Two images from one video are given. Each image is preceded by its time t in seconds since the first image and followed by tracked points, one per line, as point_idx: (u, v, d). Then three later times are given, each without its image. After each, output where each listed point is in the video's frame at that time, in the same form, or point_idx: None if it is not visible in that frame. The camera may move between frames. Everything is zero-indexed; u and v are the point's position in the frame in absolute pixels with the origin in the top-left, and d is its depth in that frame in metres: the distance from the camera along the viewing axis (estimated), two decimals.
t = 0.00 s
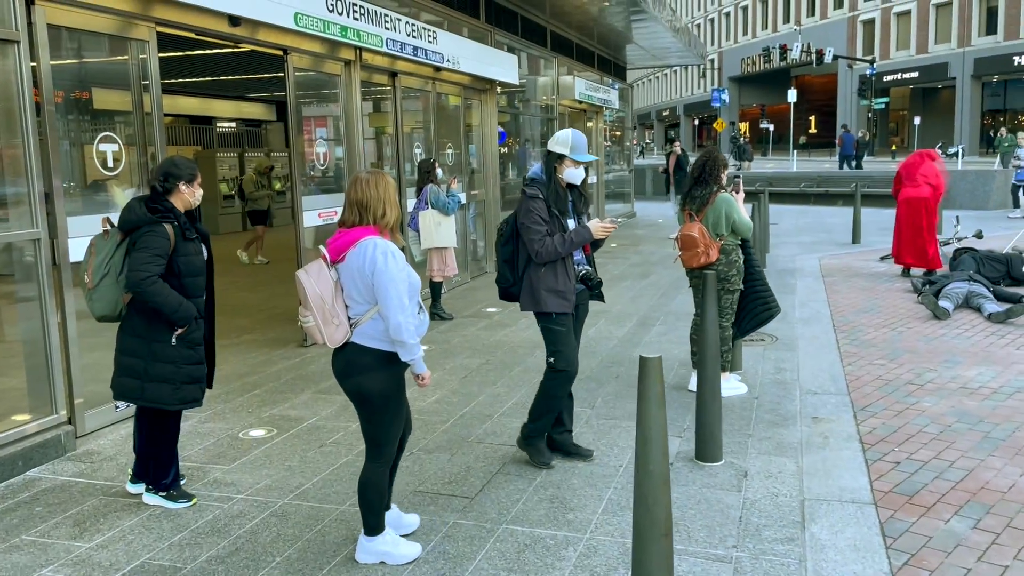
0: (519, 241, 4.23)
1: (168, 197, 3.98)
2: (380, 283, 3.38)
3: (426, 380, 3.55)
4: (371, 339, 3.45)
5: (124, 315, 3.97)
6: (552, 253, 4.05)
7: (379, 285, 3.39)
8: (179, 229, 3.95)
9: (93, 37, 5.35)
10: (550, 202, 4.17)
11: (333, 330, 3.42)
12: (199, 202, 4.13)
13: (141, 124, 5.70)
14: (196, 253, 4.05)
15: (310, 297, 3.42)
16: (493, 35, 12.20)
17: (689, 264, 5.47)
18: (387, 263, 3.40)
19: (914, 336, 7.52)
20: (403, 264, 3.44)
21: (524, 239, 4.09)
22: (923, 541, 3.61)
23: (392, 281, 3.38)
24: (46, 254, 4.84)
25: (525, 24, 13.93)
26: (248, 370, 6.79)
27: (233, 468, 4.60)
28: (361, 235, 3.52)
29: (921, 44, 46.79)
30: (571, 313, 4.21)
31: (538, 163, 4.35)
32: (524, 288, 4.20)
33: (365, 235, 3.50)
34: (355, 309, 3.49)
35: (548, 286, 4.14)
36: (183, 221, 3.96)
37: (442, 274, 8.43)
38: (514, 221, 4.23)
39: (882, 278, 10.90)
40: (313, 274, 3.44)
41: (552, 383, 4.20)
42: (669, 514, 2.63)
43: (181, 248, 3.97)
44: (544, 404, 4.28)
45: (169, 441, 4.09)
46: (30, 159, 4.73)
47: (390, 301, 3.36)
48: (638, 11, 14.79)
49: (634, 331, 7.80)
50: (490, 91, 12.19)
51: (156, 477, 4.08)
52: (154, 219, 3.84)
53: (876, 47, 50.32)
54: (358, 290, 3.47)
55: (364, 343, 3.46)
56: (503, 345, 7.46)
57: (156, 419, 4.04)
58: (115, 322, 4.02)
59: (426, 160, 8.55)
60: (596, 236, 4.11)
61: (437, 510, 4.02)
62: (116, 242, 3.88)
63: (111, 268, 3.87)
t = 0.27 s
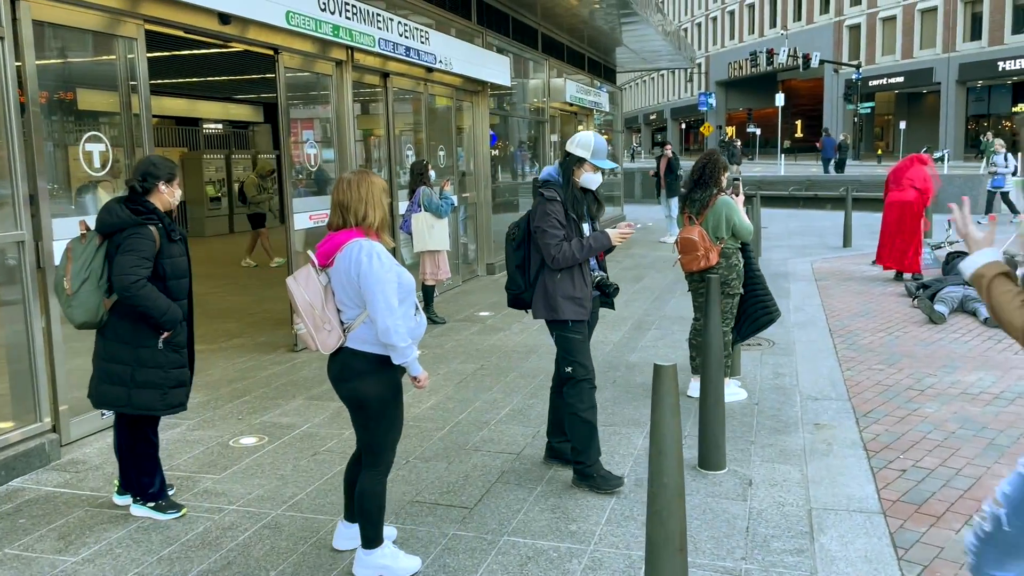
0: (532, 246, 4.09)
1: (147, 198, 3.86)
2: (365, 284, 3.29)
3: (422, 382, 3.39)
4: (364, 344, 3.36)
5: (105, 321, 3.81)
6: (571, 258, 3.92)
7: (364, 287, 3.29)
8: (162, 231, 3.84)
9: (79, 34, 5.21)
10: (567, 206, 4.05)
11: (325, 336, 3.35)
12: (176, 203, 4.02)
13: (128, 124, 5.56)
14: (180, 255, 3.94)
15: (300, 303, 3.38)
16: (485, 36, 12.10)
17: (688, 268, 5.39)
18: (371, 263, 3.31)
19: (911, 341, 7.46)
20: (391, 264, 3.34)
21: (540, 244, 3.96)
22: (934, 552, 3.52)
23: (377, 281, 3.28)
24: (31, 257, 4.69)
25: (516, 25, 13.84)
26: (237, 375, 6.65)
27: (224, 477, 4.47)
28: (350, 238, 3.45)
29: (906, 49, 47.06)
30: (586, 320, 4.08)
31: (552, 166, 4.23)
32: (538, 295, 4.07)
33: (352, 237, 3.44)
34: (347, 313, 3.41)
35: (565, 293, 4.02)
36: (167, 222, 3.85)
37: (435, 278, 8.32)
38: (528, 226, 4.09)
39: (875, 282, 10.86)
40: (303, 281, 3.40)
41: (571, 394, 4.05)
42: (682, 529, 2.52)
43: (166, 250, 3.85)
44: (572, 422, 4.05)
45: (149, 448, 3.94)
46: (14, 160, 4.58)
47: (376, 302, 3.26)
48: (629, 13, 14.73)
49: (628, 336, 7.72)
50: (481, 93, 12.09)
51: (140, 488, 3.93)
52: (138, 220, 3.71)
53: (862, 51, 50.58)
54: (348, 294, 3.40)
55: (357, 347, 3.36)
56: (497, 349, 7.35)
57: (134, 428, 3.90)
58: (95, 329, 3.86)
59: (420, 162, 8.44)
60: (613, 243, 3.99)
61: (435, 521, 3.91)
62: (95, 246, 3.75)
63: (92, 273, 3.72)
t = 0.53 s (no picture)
0: (549, 253, 3.93)
1: (123, 199, 3.71)
2: (348, 290, 3.16)
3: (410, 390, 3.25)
4: (350, 351, 3.24)
5: (81, 328, 3.67)
6: (591, 265, 3.77)
7: (348, 293, 3.17)
8: (139, 234, 3.69)
9: (60, 32, 5.03)
10: (585, 210, 3.90)
11: (312, 342, 3.26)
12: (153, 205, 3.86)
13: (110, 125, 5.39)
14: (159, 259, 3.78)
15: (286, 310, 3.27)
16: (474, 36, 11.96)
17: (687, 272, 5.30)
18: (355, 268, 3.18)
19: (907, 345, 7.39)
20: (375, 269, 3.21)
21: (559, 250, 3.80)
22: (948, 566, 3.42)
23: (360, 288, 3.15)
24: (9, 262, 4.51)
25: (505, 26, 13.73)
26: (224, 382, 6.48)
27: (212, 489, 4.31)
28: (336, 242, 3.33)
29: (890, 51, 47.30)
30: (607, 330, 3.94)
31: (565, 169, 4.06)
32: (556, 304, 3.91)
33: (337, 241, 3.31)
34: (333, 319, 3.29)
35: (585, 301, 3.87)
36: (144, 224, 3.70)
37: (426, 281, 8.18)
38: (544, 231, 3.93)
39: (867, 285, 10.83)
40: (288, 287, 3.29)
41: (584, 408, 3.92)
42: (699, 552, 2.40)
43: (143, 253, 3.70)
44: (584, 436, 3.92)
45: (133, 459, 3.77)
46: None
47: (358, 309, 3.14)
48: (618, 14, 14.64)
49: (623, 341, 7.61)
50: (470, 94, 11.96)
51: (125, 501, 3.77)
52: (113, 222, 3.57)
53: (847, 54, 50.80)
54: (333, 299, 3.28)
55: (344, 354, 3.25)
56: (490, 354, 7.23)
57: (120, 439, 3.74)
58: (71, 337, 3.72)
59: (410, 164, 8.32)
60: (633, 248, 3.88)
61: (432, 536, 3.77)
62: (69, 249, 3.61)
63: (66, 277, 3.58)
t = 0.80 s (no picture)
0: (557, 258, 3.81)
1: (97, 204, 3.58)
2: (329, 296, 3.02)
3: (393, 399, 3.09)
4: (334, 358, 3.11)
5: (56, 340, 3.52)
6: (602, 271, 3.67)
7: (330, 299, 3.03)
8: (118, 239, 3.56)
9: (38, 31, 4.88)
10: (596, 215, 3.79)
11: (296, 349, 3.13)
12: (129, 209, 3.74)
13: (90, 127, 5.25)
14: (138, 265, 3.66)
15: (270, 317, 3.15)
16: (457, 38, 11.87)
17: (678, 275, 5.27)
18: (336, 273, 3.04)
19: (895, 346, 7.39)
20: (359, 274, 3.06)
21: (570, 255, 3.68)
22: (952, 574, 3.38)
23: (342, 295, 3.01)
24: None
25: (488, 27, 13.65)
26: (208, 389, 6.35)
27: (199, 501, 4.19)
28: (321, 246, 3.19)
29: (867, 54, 47.71)
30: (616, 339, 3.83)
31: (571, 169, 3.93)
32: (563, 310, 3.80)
33: (322, 245, 3.17)
34: (319, 325, 3.17)
35: (594, 308, 3.76)
36: (122, 230, 3.58)
37: (412, 284, 8.08)
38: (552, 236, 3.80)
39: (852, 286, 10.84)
40: (272, 293, 3.17)
41: (585, 417, 3.85)
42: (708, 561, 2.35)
43: (121, 259, 3.58)
44: (582, 444, 3.86)
45: (102, 467, 3.62)
46: None
47: (340, 316, 3.00)
48: (601, 16, 14.60)
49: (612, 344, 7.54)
50: (454, 95, 11.87)
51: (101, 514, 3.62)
52: (90, 227, 3.45)
53: (824, 56, 51.18)
54: (318, 305, 3.15)
55: (329, 361, 3.12)
56: (478, 358, 7.15)
57: (91, 450, 3.60)
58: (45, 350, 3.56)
59: (395, 166, 8.28)
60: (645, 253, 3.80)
61: (427, 547, 3.67)
62: (44, 257, 3.48)
63: (40, 286, 3.44)
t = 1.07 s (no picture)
0: (568, 262, 3.67)
1: (77, 208, 3.44)
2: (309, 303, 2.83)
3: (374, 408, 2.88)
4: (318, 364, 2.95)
5: (36, 349, 3.38)
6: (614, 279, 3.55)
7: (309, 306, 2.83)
8: (102, 246, 3.46)
9: (16, 29, 4.76)
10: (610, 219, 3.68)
11: (285, 352, 3.08)
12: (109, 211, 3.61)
13: (70, 128, 5.12)
14: (122, 270, 3.56)
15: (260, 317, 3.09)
16: (439, 40, 11.81)
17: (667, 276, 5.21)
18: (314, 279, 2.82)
19: (881, 347, 7.41)
20: (338, 282, 2.83)
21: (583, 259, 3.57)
22: None
23: (317, 305, 2.81)
24: None
25: (469, 29, 13.58)
26: (190, 395, 6.22)
27: (186, 511, 4.09)
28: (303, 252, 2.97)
29: (841, 57, 48.18)
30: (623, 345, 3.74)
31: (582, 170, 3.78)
32: (574, 316, 3.67)
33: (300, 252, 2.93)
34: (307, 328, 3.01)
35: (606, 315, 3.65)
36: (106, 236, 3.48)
37: (397, 288, 8.00)
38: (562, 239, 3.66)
39: (834, 287, 10.89)
40: (263, 296, 3.09)
41: (587, 423, 3.82)
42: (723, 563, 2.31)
43: (106, 265, 3.48)
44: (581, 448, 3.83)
45: (74, 481, 3.49)
46: None
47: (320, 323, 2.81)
48: (581, 18, 14.59)
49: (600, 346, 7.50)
50: (436, 97, 11.79)
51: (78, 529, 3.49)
52: (72, 234, 3.33)
53: (799, 60, 51.62)
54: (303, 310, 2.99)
55: (317, 367, 3.00)
56: (466, 361, 7.08)
57: (60, 462, 3.47)
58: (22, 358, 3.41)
59: (379, 168, 8.17)
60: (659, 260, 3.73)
61: (424, 556, 3.59)
62: (24, 263, 3.37)
63: (21, 294, 3.34)
